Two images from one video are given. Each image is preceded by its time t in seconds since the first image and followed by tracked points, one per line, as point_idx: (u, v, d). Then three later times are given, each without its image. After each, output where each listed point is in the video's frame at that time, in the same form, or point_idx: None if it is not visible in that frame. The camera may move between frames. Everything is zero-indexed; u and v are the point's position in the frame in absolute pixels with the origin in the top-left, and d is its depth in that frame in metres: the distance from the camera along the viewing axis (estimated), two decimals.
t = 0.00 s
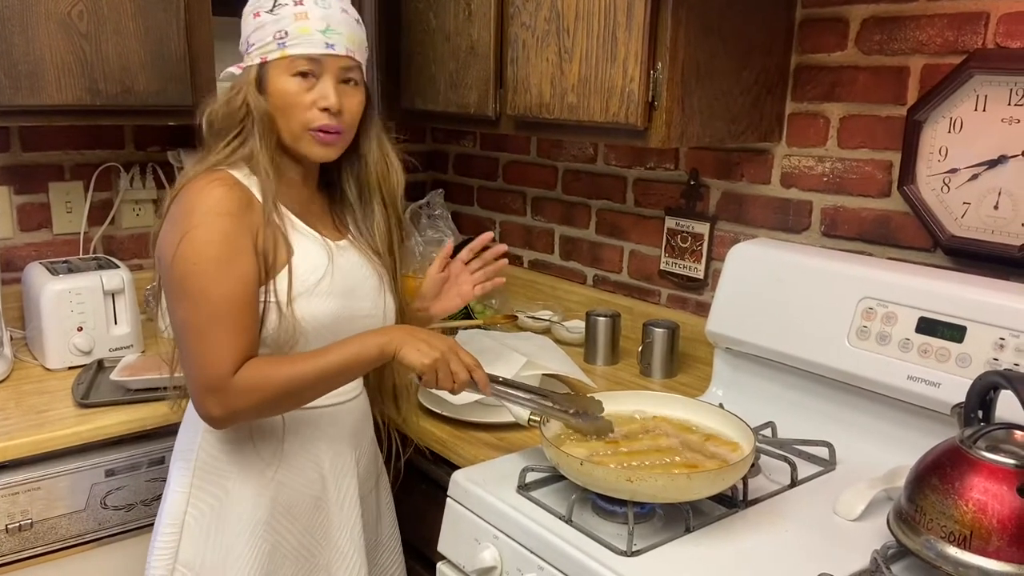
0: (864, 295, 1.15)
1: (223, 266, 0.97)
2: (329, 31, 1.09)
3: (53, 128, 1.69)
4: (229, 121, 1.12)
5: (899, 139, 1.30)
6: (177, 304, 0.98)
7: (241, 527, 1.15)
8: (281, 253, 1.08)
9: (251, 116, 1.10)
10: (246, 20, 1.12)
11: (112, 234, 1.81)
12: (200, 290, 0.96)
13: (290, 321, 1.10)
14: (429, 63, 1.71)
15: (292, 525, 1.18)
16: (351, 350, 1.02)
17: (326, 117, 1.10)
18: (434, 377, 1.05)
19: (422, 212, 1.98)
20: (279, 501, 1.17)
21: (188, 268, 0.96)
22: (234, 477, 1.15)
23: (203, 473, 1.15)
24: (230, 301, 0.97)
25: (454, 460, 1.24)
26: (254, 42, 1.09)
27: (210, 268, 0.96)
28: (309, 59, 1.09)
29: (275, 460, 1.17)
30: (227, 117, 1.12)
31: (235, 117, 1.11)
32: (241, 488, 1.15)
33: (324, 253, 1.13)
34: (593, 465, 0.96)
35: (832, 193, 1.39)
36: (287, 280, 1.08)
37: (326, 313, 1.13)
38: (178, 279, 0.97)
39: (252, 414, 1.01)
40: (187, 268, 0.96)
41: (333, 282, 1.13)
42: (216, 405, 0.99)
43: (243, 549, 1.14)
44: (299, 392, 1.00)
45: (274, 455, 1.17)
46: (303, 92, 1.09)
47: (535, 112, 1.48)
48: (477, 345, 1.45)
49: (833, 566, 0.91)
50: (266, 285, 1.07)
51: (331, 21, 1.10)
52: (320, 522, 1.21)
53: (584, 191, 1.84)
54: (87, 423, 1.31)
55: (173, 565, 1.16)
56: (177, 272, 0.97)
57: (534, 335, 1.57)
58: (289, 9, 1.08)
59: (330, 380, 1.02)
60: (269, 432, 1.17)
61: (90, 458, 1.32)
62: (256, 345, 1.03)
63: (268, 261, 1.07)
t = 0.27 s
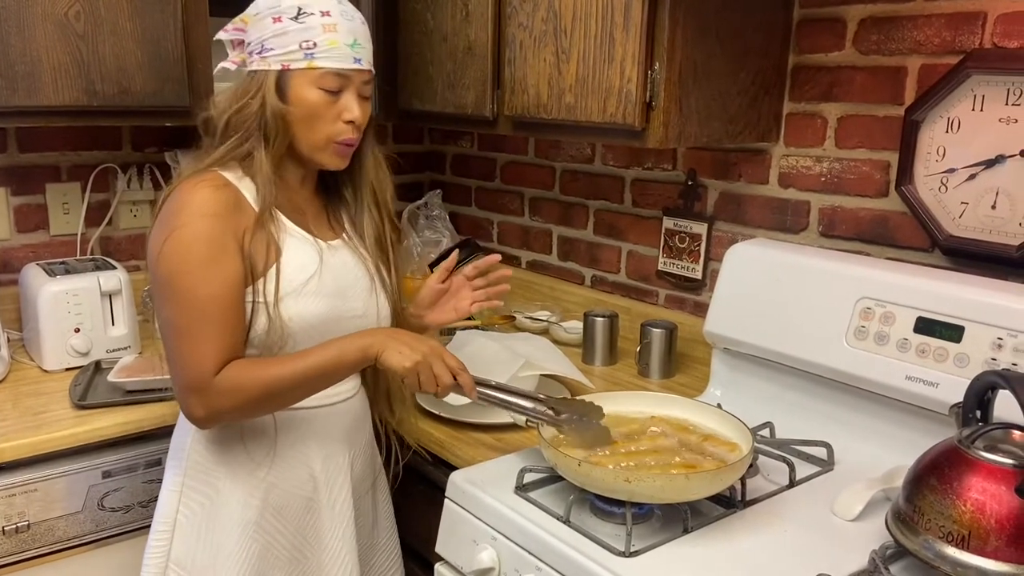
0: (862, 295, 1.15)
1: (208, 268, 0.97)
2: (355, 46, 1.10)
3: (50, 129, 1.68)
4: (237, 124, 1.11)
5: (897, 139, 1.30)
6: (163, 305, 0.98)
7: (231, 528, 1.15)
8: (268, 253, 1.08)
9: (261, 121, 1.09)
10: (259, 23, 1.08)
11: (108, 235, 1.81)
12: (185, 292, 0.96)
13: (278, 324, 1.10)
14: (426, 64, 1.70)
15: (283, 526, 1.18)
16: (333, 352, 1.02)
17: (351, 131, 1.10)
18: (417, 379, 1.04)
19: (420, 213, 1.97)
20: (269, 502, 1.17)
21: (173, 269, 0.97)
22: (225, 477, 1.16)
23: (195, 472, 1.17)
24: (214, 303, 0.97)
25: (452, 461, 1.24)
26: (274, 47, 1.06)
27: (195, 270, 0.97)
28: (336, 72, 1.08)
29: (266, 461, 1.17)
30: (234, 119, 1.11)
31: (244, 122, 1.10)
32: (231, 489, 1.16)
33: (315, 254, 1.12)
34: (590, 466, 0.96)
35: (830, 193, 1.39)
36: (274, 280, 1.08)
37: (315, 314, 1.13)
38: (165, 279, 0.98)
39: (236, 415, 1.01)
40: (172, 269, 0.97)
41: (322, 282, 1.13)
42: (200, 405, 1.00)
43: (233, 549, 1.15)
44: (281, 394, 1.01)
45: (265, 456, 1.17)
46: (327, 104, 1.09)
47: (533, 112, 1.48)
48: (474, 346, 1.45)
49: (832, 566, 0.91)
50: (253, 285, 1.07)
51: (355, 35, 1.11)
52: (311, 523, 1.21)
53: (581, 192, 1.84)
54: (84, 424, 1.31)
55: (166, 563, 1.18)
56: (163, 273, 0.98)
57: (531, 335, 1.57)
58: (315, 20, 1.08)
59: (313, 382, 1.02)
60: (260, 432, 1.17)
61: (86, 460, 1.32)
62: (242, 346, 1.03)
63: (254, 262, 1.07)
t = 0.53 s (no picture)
0: (850, 300, 1.15)
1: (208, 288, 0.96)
2: (330, 49, 1.11)
3: (38, 137, 1.68)
4: (211, 130, 1.09)
5: (885, 144, 1.30)
6: (165, 328, 0.97)
7: (241, 541, 1.13)
8: (264, 265, 1.07)
9: (236, 125, 1.08)
10: (228, 25, 1.07)
11: (97, 244, 1.80)
12: (189, 314, 0.95)
13: (281, 336, 1.09)
14: (416, 70, 1.70)
15: (290, 534, 1.18)
16: (351, 368, 1.02)
17: (327, 134, 1.11)
18: (438, 394, 1.03)
19: (410, 220, 1.96)
20: (277, 511, 1.16)
21: (173, 290, 0.95)
22: (230, 491, 1.13)
23: (196, 490, 1.12)
24: (220, 323, 0.96)
25: (442, 468, 1.24)
26: (246, 50, 1.06)
27: (196, 289, 0.96)
28: (313, 76, 1.09)
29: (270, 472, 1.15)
30: (207, 125, 1.08)
31: (220, 128, 1.08)
32: (238, 502, 1.13)
33: (307, 264, 1.12)
34: (580, 472, 0.96)
35: (819, 198, 1.39)
36: (273, 292, 1.07)
37: (314, 323, 1.12)
38: (163, 302, 0.96)
39: (257, 435, 1.00)
40: (171, 290, 0.95)
41: (317, 290, 1.12)
42: (217, 427, 0.98)
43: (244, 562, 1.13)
44: (299, 411, 1.00)
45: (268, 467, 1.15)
46: (304, 108, 1.09)
47: (522, 118, 1.48)
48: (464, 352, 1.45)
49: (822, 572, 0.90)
50: (253, 297, 1.06)
51: (330, 39, 1.11)
52: (318, 530, 1.21)
53: (572, 198, 1.83)
54: (71, 434, 1.30)
55: None
56: (161, 295, 0.96)
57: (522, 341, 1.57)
58: (289, 22, 1.07)
59: (329, 397, 1.01)
60: (263, 444, 1.15)
61: (74, 470, 1.31)
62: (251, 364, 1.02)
63: (254, 275, 1.06)
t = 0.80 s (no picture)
0: (849, 299, 1.15)
1: (209, 286, 0.96)
2: (342, 50, 1.12)
3: (36, 136, 1.67)
4: (222, 122, 1.08)
5: (884, 143, 1.30)
6: (164, 324, 0.97)
7: (237, 541, 1.13)
8: (267, 263, 1.07)
9: (246, 118, 1.07)
10: (244, 20, 1.07)
11: (96, 243, 1.80)
12: (188, 311, 0.95)
13: (279, 335, 1.08)
14: (415, 70, 1.70)
15: (288, 535, 1.17)
16: (350, 373, 1.02)
17: (333, 131, 1.11)
18: (435, 402, 1.03)
19: (409, 219, 1.97)
20: (274, 512, 1.16)
21: (173, 287, 0.95)
22: (227, 491, 1.13)
23: (194, 489, 1.12)
24: (219, 321, 0.96)
25: (442, 467, 1.24)
26: (260, 44, 1.06)
27: (196, 286, 0.95)
28: (325, 73, 1.09)
29: (268, 472, 1.15)
30: (218, 116, 1.08)
31: (231, 118, 1.07)
32: (235, 502, 1.13)
33: (309, 264, 1.12)
34: (579, 471, 0.96)
35: (818, 197, 1.39)
36: (273, 291, 1.07)
37: (315, 322, 1.12)
38: (162, 298, 0.96)
39: (253, 434, 1.00)
40: (171, 287, 0.95)
41: (319, 289, 1.12)
42: (214, 425, 0.98)
43: (240, 562, 1.13)
44: (296, 412, 1.00)
45: (266, 467, 1.15)
46: (313, 104, 1.09)
47: (521, 118, 1.48)
48: (463, 351, 1.44)
49: (822, 571, 0.90)
50: (253, 296, 1.06)
51: (343, 40, 1.12)
52: (316, 531, 1.21)
53: (571, 197, 1.83)
54: (69, 433, 1.30)
55: None
56: (161, 291, 0.96)
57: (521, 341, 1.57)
58: (304, 20, 1.08)
59: (327, 400, 1.01)
60: (262, 444, 1.15)
61: (72, 469, 1.30)
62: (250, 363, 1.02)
63: (254, 273, 1.05)
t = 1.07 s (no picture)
0: (848, 299, 1.16)
1: (214, 282, 0.96)
2: (360, 59, 1.12)
3: (36, 136, 1.68)
4: (237, 120, 1.08)
5: (882, 143, 1.30)
6: (170, 320, 0.97)
7: (235, 541, 1.13)
8: (271, 262, 1.07)
9: (261, 119, 1.07)
10: (265, 21, 1.07)
11: (95, 243, 1.80)
12: (194, 306, 0.95)
13: (282, 334, 1.08)
14: (414, 70, 1.70)
15: (287, 535, 1.18)
16: (355, 373, 1.02)
17: (344, 139, 1.12)
18: (442, 404, 1.04)
19: (408, 219, 1.97)
20: (274, 511, 1.16)
21: (178, 283, 0.95)
22: (226, 490, 1.13)
23: (194, 488, 1.13)
24: (224, 317, 0.96)
25: (441, 467, 1.24)
26: (280, 47, 1.06)
27: (201, 282, 0.95)
28: (341, 81, 1.09)
29: (268, 472, 1.15)
30: (233, 115, 1.08)
31: (246, 118, 1.07)
32: (234, 501, 1.13)
33: (313, 264, 1.12)
34: (578, 471, 0.96)
35: (816, 198, 1.40)
36: (277, 289, 1.07)
37: (316, 321, 1.12)
38: (168, 294, 0.96)
39: (256, 431, 1.00)
40: (176, 283, 0.95)
41: (322, 289, 1.12)
42: (217, 422, 0.98)
43: (239, 562, 1.13)
44: (300, 410, 0.99)
45: (266, 467, 1.15)
46: (327, 111, 1.09)
47: (520, 118, 1.48)
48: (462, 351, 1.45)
49: (820, 571, 0.91)
50: (257, 295, 1.06)
51: (363, 51, 1.13)
52: (315, 531, 1.21)
53: (570, 197, 1.84)
54: (69, 433, 1.30)
55: None
56: (166, 287, 0.96)
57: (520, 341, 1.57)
58: (326, 27, 1.09)
59: (331, 400, 1.01)
60: (263, 444, 1.15)
61: (71, 469, 1.31)
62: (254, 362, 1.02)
63: (259, 272, 1.06)
